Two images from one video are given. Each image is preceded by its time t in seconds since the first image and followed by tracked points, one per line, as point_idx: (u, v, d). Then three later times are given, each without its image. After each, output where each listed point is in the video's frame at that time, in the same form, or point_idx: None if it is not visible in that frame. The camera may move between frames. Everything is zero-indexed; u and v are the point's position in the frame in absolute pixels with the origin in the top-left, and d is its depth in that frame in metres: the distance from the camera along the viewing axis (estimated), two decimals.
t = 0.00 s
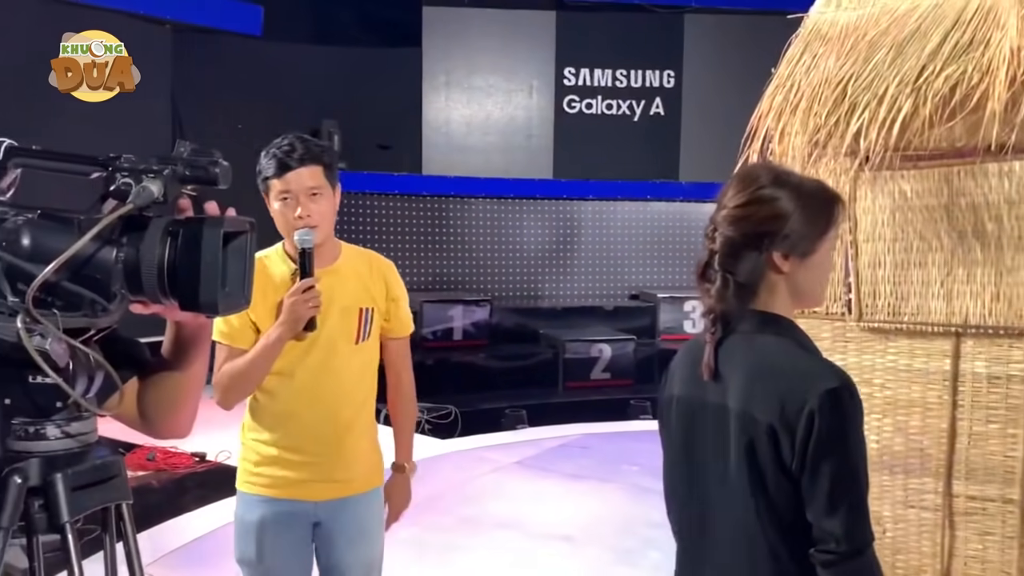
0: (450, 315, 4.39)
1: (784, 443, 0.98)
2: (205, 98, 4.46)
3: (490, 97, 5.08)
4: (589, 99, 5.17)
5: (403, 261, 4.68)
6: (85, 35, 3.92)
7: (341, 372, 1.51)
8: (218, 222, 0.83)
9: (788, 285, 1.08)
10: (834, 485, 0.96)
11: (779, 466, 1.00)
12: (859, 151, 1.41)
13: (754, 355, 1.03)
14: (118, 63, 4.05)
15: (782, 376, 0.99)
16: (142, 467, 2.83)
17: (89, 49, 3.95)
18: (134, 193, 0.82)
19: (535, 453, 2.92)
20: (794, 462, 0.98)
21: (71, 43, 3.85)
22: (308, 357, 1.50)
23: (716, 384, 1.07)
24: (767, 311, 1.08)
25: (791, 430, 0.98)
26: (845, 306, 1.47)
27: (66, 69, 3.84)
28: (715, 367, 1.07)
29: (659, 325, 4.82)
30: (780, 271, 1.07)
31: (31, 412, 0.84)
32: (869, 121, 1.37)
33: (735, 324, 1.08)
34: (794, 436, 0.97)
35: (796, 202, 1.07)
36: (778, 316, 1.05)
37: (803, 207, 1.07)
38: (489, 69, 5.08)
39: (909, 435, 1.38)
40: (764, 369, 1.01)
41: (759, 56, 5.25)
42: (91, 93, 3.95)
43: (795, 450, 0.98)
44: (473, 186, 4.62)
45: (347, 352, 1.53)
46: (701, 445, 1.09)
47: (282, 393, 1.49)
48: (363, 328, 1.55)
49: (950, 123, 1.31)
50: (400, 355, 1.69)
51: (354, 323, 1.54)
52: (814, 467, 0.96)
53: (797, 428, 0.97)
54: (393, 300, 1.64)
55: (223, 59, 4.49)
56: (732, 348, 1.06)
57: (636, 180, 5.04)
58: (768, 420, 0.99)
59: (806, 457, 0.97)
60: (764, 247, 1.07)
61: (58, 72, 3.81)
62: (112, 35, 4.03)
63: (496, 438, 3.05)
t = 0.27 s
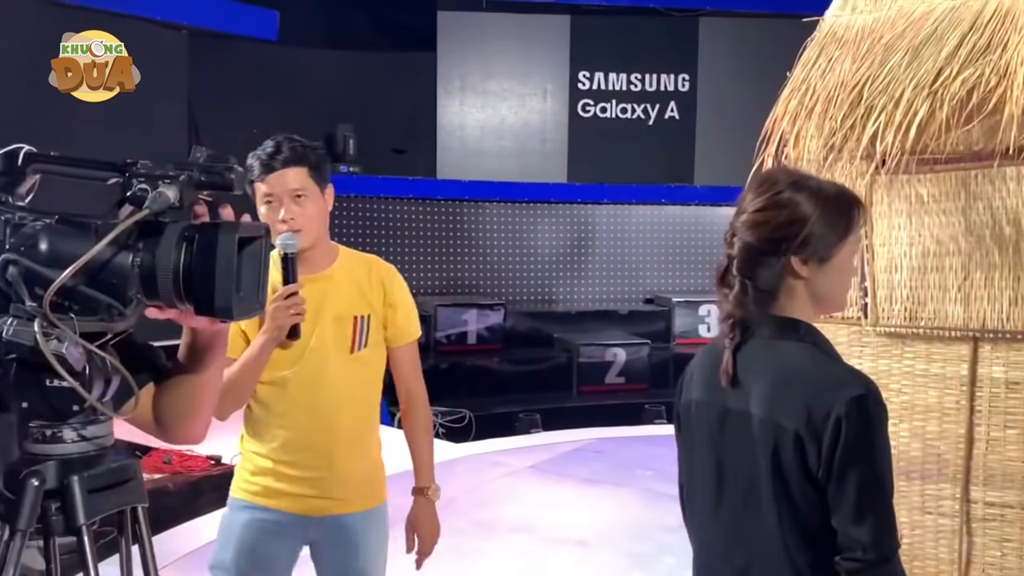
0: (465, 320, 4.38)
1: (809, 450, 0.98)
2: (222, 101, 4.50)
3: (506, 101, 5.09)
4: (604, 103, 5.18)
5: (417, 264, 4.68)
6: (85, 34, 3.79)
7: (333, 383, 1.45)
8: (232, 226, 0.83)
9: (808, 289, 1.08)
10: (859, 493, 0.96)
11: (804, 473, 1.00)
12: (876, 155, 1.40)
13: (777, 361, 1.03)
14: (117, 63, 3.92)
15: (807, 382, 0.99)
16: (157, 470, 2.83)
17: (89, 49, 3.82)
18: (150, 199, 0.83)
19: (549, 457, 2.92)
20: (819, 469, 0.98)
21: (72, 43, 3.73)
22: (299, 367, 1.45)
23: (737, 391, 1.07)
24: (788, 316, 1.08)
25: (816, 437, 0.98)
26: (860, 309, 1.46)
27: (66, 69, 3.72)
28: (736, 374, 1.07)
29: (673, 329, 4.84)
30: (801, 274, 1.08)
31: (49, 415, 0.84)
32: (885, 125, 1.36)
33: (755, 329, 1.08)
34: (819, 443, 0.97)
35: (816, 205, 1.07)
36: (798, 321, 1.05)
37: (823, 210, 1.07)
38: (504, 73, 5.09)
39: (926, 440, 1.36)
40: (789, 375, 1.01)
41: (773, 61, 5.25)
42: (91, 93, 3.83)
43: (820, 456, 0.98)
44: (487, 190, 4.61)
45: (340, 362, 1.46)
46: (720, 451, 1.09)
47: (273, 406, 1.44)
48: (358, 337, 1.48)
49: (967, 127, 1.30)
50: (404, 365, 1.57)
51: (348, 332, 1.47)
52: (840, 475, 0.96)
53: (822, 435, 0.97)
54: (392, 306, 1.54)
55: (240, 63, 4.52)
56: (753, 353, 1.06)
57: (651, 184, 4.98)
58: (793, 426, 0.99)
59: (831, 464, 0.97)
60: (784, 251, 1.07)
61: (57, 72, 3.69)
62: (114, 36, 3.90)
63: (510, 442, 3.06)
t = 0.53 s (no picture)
0: (479, 322, 4.46)
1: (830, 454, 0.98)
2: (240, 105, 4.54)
3: (520, 105, 5.12)
4: (618, 106, 5.18)
5: (433, 268, 4.69)
6: (86, 34, 3.73)
7: (289, 413, 1.34)
8: (252, 229, 0.78)
9: (829, 291, 1.08)
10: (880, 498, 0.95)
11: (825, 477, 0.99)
12: (893, 157, 1.39)
13: (797, 365, 1.03)
14: (117, 63, 3.87)
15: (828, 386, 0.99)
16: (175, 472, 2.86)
17: (89, 48, 3.76)
18: (170, 202, 0.79)
19: (564, 461, 2.91)
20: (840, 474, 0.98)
21: (72, 43, 3.66)
22: (248, 400, 1.34)
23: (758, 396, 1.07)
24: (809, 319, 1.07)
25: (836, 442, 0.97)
26: (877, 313, 1.45)
27: (66, 69, 3.64)
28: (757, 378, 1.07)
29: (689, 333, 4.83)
30: (821, 276, 1.07)
31: (71, 415, 0.81)
32: (902, 127, 1.35)
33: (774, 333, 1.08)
34: (840, 447, 0.97)
35: (836, 208, 1.06)
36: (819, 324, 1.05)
37: (842, 212, 1.06)
38: (518, 75, 5.11)
39: (944, 445, 1.36)
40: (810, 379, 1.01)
41: (789, 63, 5.24)
42: (89, 92, 3.76)
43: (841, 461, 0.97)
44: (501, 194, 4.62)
45: (294, 388, 1.35)
46: (740, 456, 1.09)
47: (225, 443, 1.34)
48: (313, 361, 1.37)
49: (986, 128, 1.28)
50: (371, 385, 1.46)
51: (302, 357, 1.36)
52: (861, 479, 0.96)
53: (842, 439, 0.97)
54: (349, 323, 1.42)
55: (256, 68, 4.56)
56: (773, 357, 1.07)
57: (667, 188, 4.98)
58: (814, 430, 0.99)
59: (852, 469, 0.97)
60: (803, 254, 1.07)
61: (57, 72, 3.62)
62: (114, 36, 3.86)
63: (526, 446, 3.06)
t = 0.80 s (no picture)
0: (502, 326, 4.44)
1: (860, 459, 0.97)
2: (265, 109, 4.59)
3: (543, 108, 5.12)
4: (642, 109, 5.17)
5: (455, 271, 4.71)
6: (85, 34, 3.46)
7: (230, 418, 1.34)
8: (287, 234, 0.79)
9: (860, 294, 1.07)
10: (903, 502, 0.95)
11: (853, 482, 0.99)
12: (920, 161, 1.38)
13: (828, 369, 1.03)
14: (119, 63, 3.65)
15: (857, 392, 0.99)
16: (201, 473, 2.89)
17: (89, 48, 3.49)
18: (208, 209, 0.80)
19: (588, 464, 2.91)
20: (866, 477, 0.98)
21: (71, 43, 3.37)
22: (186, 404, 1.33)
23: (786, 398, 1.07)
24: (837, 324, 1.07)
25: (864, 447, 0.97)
26: (904, 317, 1.44)
27: (64, 69, 3.34)
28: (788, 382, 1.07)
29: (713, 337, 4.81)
30: (851, 280, 1.07)
31: (107, 417, 0.82)
32: (930, 130, 1.34)
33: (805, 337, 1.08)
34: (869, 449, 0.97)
35: (865, 210, 1.06)
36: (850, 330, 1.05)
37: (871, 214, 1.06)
38: (542, 78, 5.11)
39: (972, 450, 1.34)
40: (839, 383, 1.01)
41: (813, 65, 5.22)
42: (92, 94, 3.52)
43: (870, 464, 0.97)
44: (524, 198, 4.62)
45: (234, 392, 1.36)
46: (770, 460, 1.09)
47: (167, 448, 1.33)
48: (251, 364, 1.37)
49: (1015, 132, 1.27)
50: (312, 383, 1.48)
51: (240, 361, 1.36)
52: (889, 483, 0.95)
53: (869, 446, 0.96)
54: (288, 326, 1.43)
55: (281, 72, 4.60)
56: (802, 362, 1.06)
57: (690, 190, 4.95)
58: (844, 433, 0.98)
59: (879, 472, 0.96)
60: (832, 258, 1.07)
61: (56, 72, 3.33)
62: (115, 35, 3.63)
63: (549, 449, 3.06)
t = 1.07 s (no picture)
0: (540, 329, 4.44)
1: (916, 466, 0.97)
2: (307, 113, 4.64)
3: (582, 111, 5.11)
4: (682, 111, 5.14)
5: (494, 274, 4.72)
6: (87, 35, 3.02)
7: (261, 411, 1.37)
8: (340, 235, 0.79)
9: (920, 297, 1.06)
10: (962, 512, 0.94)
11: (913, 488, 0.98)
12: (969, 163, 1.34)
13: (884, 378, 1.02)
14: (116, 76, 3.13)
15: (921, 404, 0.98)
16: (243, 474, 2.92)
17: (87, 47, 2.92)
18: (262, 212, 0.80)
19: (627, 469, 2.89)
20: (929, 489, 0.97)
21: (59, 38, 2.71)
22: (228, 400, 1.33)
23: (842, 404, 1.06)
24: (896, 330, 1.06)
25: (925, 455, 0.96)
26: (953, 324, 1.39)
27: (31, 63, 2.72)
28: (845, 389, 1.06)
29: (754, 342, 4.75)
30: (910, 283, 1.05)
31: (163, 416, 0.84)
32: (980, 131, 1.32)
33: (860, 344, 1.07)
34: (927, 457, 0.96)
35: (923, 213, 1.05)
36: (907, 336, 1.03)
37: (929, 216, 1.05)
38: (582, 81, 5.10)
39: None
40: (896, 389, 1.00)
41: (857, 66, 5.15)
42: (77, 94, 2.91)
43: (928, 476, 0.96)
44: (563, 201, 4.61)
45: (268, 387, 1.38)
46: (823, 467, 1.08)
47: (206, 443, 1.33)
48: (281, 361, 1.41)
49: None
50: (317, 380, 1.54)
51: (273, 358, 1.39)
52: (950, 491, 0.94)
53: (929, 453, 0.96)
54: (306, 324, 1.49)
55: (323, 77, 4.65)
56: (859, 368, 1.05)
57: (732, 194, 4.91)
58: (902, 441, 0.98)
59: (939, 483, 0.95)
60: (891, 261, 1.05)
61: None
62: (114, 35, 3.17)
63: (589, 454, 3.05)
